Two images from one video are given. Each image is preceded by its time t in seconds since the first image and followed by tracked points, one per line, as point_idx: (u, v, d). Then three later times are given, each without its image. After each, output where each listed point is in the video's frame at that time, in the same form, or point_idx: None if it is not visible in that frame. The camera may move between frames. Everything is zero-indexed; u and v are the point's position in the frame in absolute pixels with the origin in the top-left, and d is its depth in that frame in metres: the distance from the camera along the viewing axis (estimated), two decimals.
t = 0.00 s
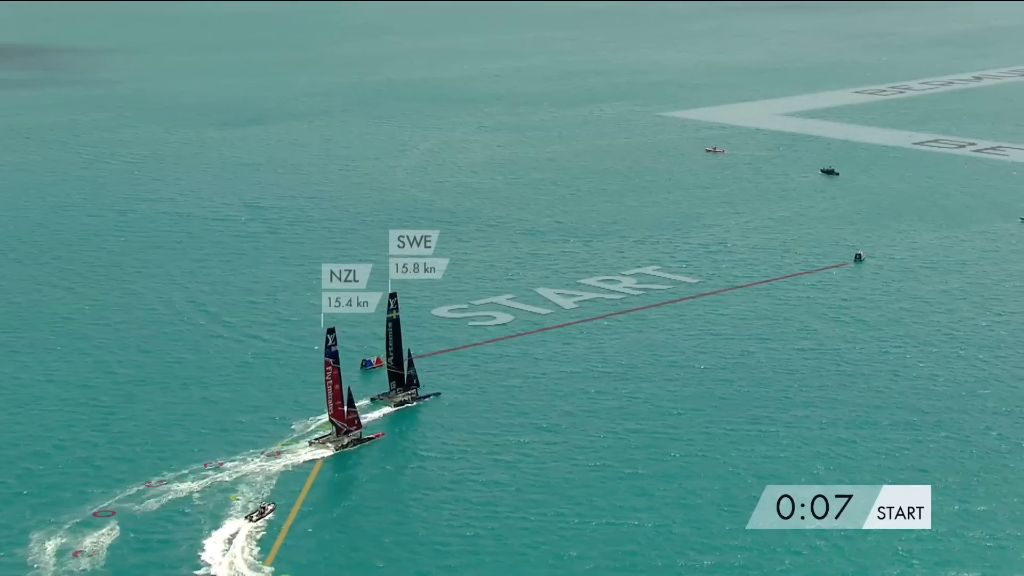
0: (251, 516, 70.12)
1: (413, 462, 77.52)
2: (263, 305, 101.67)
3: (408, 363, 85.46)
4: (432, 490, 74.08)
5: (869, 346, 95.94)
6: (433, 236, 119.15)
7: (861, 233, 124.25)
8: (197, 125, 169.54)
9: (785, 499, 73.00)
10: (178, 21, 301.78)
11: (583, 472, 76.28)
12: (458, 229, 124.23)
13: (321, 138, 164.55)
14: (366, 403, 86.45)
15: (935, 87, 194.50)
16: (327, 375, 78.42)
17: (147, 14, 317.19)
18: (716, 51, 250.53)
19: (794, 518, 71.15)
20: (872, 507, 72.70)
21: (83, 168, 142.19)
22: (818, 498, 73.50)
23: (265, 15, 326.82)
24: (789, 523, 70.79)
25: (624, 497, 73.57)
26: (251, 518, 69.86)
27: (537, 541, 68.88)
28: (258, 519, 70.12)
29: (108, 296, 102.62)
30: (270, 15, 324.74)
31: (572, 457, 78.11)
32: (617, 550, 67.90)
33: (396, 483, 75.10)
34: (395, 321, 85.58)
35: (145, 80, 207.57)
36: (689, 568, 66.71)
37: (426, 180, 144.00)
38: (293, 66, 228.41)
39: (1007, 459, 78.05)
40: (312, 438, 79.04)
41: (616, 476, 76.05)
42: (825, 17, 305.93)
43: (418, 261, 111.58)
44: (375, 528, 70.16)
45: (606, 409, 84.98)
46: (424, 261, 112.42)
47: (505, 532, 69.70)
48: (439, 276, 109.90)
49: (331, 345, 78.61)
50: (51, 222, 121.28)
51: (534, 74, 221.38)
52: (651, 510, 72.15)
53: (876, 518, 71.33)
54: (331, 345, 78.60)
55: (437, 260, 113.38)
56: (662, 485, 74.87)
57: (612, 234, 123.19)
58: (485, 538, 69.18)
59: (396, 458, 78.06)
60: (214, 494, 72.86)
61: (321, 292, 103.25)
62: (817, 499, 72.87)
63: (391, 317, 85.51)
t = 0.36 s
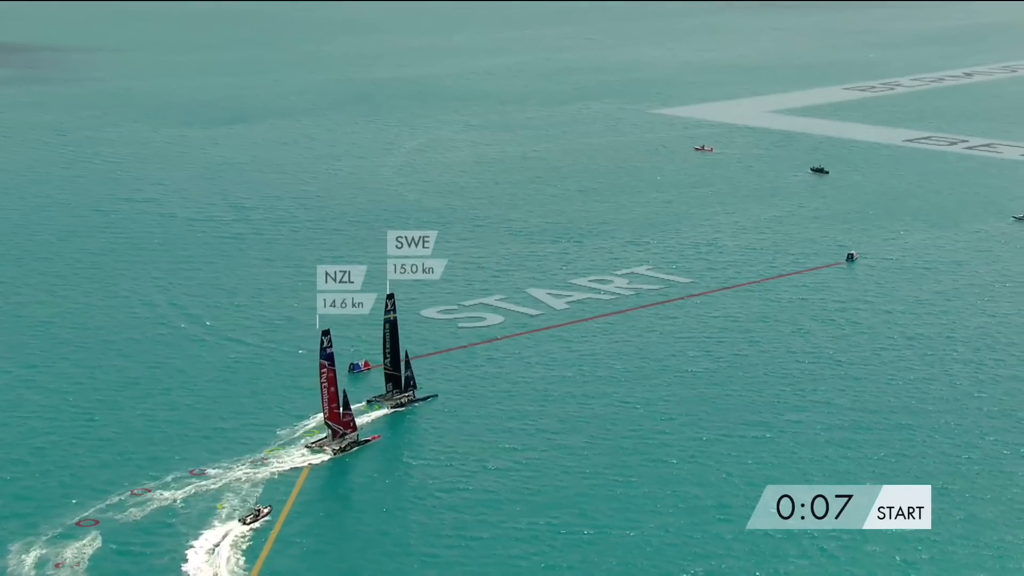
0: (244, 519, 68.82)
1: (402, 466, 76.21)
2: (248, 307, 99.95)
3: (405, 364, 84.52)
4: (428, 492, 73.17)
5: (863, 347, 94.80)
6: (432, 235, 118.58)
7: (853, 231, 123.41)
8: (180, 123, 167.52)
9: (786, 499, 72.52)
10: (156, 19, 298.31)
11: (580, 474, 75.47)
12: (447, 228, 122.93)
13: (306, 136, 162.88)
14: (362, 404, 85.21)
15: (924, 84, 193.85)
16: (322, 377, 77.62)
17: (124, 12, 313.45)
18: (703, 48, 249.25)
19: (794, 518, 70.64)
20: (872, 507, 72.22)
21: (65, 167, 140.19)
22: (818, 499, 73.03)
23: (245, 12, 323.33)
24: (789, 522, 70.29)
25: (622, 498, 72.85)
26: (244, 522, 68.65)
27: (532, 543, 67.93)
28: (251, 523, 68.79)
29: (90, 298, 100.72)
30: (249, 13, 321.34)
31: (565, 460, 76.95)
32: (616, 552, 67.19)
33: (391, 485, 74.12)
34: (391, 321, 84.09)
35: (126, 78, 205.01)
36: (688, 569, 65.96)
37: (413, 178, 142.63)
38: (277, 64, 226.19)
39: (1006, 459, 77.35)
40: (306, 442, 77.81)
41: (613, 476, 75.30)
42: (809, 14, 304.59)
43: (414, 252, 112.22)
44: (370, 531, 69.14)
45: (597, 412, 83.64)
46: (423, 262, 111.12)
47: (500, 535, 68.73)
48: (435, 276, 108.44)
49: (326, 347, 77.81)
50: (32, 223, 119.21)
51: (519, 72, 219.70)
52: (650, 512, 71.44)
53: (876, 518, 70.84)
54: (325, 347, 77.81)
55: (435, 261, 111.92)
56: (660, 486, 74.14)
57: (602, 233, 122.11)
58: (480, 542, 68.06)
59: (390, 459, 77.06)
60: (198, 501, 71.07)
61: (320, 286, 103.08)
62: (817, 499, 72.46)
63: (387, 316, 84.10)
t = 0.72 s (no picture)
0: (241, 523, 67.97)
1: (393, 470, 74.94)
2: (233, 309, 98.24)
3: (402, 366, 83.22)
4: (424, 494, 72.33)
5: (858, 349, 93.60)
6: (431, 237, 117.06)
7: (846, 229, 122.59)
8: (163, 121, 165.62)
9: (786, 499, 72.07)
10: (134, 15, 294.89)
11: (577, 474, 74.77)
12: (437, 227, 121.76)
13: (292, 134, 161.33)
14: (358, 407, 83.82)
15: (914, 81, 193.26)
16: (319, 380, 75.98)
17: (101, 8, 309.59)
18: (690, 44, 248.00)
19: (794, 518, 70.21)
20: (872, 507, 71.79)
21: (49, 166, 138.35)
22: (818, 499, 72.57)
23: (225, 9, 320.00)
24: (789, 523, 69.87)
25: (621, 499, 72.19)
26: (241, 524, 67.87)
27: (529, 548, 66.98)
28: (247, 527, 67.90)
29: (72, 301, 98.92)
30: (229, 9, 318.09)
31: (558, 464, 75.75)
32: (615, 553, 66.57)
33: (387, 486, 73.25)
34: (389, 321, 83.47)
35: (107, 75, 202.57)
36: (688, 572, 65.24)
37: (402, 176, 141.37)
38: (261, 61, 223.95)
39: (1004, 461, 76.55)
40: (302, 446, 76.58)
41: (610, 477, 74.62)
42: (794, 11, 303.41)
43: (410, 254, 110.74)
44: (366, 533, 68.28)
45: (590, 416, 82.29)
46: (419, 264, 109.74)
47: (496, 539, 67.70)
48: (433, 277, 106.86)
49: (323, 349, 76.04)
50: (15, 223, 117.49)
51: (505, 69, 218.09)
52: (648, 513, 70.79)
53: (876, 517, 70.42)
54: (322, 349, 76.05)
55: (433, 262, 110.41)
56: (657, 486, 73.50)
57: (593, 232, 121.19)
58: (475, 546, 67.03)
59: (385, 460, 76.18)
60: (183, 509, 69.41)
61: (317, 290, 101.62)
62: (817, 499, 72.10)
63: (385, 317, 83.48)
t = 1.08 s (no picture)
0: (242, 526, 66.92)
1: (385, 474, 73.69)
2: (219, 312, 96.57)
3: (400, 367, 81.53)
4: (419, 496, 71.34)
5: (855, 348, 92.68)
6: (427, 238, 114.74)
7: (841, 228, 121.60)
8: (151, 119, 163.86)
9: (785, 499, 71.31)
10: (119, 12, 292.07)
11: (573, 475, 73.85)
12: (428, 226, 120.46)
13: (281, 132, 159.74)
14: (356, 410, 82.58)
15: (907, 78, 192.33)
16: (317, 381, 74.69)
17: (86, 6, 306.58)
18: (680, 41, 247.03)
19: (794, 518, 69.51)
20: (871, 507, 71.06)
21: (35, 165, 136.63)
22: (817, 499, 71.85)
23: (211, 6, 317.35)
24: (789, 523, 69.18)
25: (618, 499, 71.34)
26: (242, 527, 66.88)
27: (525, 553, 65.88)
28: (247, 530, 66.88)
29: (55, 303, 97.22)
30: (216, 6, 315.38)
31: (552, 468, 74.51)
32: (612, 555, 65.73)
33: (381, 488, 72.22)
34: (388, 321, 81.31)
35: (93, 73, 200.43)
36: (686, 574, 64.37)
37: (392, 174, 140.03)
38: (248, 58, 222.15)
39: (1004, 461, 75.79)
40: (302, 449, 75.23)
41: (607, 478, 73.73)
42: (785, 8, 301.76)
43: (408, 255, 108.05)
44: (360, 536, 67.27)
45: (583, 418, 80.92)
46: (417, 266, 107.36)
47: (490, 544, 66.62)
48: (428, 281, 104.47)
49: (321, 350, 74.63)
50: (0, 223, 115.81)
51: (496, 66, 216.47)
52: (646, 514, 69.96)
53: (876, 518, 69.72)
54: (321, 350, 74.63)
55: (430, 265, 108.14)
56: (654, 487, 72.64)
57: (586, 231, 120.04)
58: (470, 550, 66.02)
59: (380, 462, 75.11)
60: (168, 518, 67.79)
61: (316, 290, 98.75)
62: (817, 498, 71.26)
63: (384, 317, 81.29)
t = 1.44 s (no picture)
0: (242, 527, 66.20)
1: (375, 478, 72.19)
2: (207, 313, 94.97)
3: (399, 367, 80.43)
4: (412, 500, 69.85)
5: (854, 347, 91.26)
6: (425, 239, 113.33)
7: (839, 227, 120.16)
8: (139, 116, 162.03)
9: (785, 499, 70.02)
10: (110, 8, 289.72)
11: (568, 477, 72.43)
12: (420, 226, 118.84)
13: (271, 129, 158.00)
14: (354, 411, 81.07)
15: (903, 74, 190.87)
16: (314, 383, 73.63)
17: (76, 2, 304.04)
18: (673, 37, 245.67)
19: (794, 519, 68.22)
20: (871, 506, 69.70)
21: (20, 163, 134.87)
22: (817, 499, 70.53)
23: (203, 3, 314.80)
24: (789, 523, 67.89)
25: (613, 501, 69.91)
26: (243, 528, 66.10)
27: (518, 559, 64.39)
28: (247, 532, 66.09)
29: (40, 305, 95.57)
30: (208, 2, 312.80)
31: (545, 473, 73.01)
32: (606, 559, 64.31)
33: (372, 492, 70.75)
34: (384, 322, 80.61)
35: (81, 70, 198.35)
36: None
37: (383, 172, 138.34)
38: (238, 54, 220.27)
39: (1006, 461, 74.34)
40: (296, 452, 73.90)
41: (602, 480, 72.31)
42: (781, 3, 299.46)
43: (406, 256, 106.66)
44: (351, 541, 65.81)
45: (578, 420, 79.42)
46: (415, 266, 106.06)
47: (483, 550, 65.14)
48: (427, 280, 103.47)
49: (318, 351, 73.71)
50: None
51: (489, 63, 214.49)
52: (641, 516, 68.55)
53: (876, 517, 68.36)
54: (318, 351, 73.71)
55: (428, 265, 107.01)
56: (650, 488, 71.24)
57: (581, 230, 118.53)
58: (462, 555, 64.57)
59: (372, 465, 73.63)
60: (153, 526, 66.21)
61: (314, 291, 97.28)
62: (817, 499, 69.94)
63: (380, 318, 80.64)
